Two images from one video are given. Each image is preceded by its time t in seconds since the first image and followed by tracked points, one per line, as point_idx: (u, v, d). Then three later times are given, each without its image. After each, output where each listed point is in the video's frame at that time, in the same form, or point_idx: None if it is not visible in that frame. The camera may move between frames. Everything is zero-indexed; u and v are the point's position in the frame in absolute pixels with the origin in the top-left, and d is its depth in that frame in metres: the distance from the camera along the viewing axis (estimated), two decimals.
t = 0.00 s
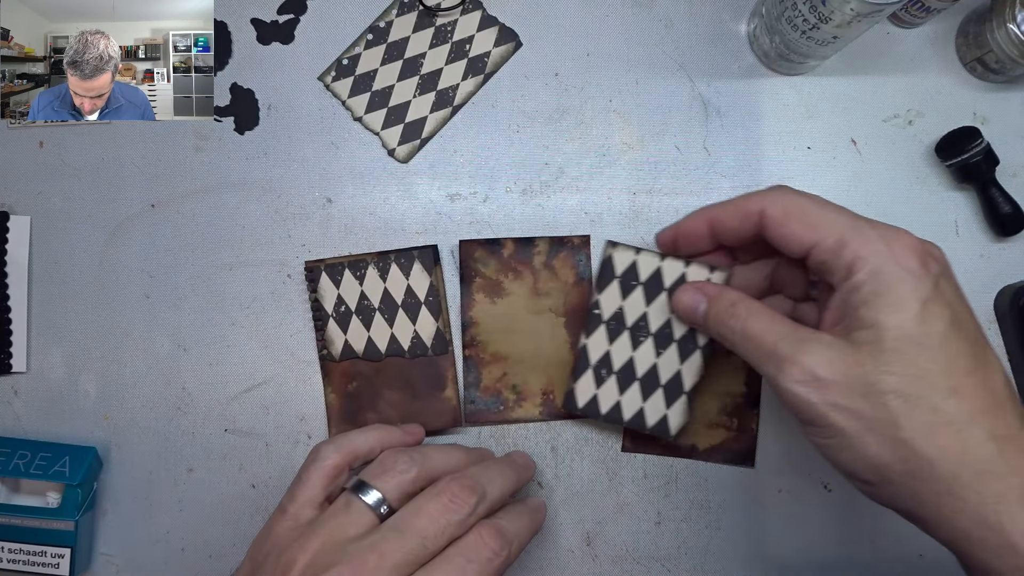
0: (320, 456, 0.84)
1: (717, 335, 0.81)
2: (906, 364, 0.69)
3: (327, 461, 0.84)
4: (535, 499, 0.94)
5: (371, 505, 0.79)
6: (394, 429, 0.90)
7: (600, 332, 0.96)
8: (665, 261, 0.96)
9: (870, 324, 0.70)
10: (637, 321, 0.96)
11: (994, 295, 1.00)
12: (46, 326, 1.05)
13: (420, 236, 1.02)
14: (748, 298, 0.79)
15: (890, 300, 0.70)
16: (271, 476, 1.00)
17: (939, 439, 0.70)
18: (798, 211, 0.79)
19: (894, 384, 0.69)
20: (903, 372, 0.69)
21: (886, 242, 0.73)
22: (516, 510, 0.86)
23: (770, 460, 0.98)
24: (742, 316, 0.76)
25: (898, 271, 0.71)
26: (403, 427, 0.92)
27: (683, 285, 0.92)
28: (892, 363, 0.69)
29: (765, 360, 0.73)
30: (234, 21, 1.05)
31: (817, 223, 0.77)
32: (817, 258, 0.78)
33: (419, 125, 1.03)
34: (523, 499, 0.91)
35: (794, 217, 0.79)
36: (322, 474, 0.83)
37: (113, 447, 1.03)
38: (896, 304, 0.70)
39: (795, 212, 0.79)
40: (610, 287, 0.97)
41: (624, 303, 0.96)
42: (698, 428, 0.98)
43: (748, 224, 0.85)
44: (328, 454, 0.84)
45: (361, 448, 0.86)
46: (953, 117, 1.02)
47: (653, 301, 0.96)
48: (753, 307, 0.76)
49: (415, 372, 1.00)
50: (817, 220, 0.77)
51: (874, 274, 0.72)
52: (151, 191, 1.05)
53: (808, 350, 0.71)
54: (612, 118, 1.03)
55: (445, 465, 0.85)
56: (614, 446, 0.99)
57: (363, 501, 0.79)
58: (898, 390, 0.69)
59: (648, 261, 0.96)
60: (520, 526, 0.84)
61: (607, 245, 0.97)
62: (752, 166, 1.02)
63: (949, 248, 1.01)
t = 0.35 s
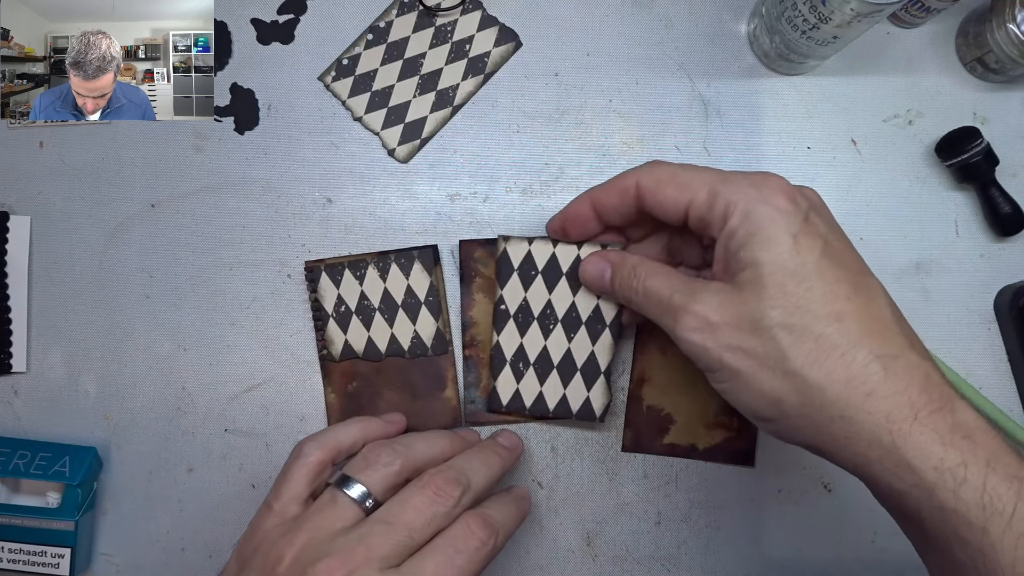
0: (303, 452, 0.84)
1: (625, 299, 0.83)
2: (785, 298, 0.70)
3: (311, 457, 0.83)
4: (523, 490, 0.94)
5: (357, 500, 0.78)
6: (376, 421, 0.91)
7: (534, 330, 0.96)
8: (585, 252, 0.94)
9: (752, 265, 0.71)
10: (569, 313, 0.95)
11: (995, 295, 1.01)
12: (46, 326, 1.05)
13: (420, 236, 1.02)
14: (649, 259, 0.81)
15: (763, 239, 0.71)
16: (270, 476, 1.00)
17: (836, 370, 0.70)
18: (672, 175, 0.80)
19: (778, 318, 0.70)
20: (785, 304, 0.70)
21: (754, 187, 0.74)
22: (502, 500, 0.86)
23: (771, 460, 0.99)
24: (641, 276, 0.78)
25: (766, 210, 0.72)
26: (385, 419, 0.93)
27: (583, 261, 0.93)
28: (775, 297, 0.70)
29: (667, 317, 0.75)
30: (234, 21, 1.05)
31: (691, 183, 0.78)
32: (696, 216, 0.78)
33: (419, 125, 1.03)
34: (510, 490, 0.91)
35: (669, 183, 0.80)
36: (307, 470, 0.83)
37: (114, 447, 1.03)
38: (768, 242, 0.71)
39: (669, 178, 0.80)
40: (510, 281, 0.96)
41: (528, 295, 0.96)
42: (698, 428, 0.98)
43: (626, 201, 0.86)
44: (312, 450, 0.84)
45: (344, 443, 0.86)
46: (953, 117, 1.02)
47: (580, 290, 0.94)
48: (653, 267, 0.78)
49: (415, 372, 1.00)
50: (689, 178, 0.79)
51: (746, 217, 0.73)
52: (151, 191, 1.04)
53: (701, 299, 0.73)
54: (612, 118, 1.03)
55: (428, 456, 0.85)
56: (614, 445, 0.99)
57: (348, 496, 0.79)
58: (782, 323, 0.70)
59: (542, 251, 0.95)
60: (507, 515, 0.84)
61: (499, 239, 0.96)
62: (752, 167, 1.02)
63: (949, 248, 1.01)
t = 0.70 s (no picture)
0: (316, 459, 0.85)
1: (692, 292, 0.81)
2: (872, 292, 0.68)
3: (325, 468, 0.83)
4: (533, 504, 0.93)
5: (367, 510, 0.79)
6: (389, 433, 0.90)
7: (587, 325, 0.94)
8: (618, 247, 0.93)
9: (831, 257, 0.69)
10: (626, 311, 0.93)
11: (995, 295, 1.01)
12: (45, 326, 1.05)
13: (419, 236, 1.02)
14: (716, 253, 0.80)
15: (842, 230, 0.69)
16: (271, 476, 1.00)
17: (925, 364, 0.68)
18: (739, 169, 0.79)
19: (863, 313, 0.68)
20: (872, 298, 0.68)
21: (829, 178, 0.73)
22: (511, 517, 0.86)
23: (770, 460, 0.99)
24: (709, 271, 0.77)
25: (844, 201, 0.70)
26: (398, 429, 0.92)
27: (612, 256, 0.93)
28: (851, 290, 0.68)
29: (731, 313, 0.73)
30: (234, 21, 1.05)
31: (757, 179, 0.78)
32: (768, 209, 0.77)
33: (419, 125, 1.03)
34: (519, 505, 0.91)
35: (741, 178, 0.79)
36: (320, 481, 0.83)
37: (114, 447, 1.03)
38: (848, 232, 0.69)
39: (740, 174, 0.79)
40: (568, 276, 0.94)
41: (585, 291, 0.94)
42: (699, 427, 0.98)
43: (692, 194, 0.86)
44: (327, 460, 0.84)
45: (358, 454, 0.85)
46: (953, 118, 1.02)
47: (638, 289, 0.93)
48: (720, 259, 0.77)
49: (415, 372, 1.00)
50: (757, 174, 0.78)
51: (822, 208, 0.71)
52: (151, 191, 1.04)
53: (773, 294, 0.71)
54: (612, 118, 1.03)
55: (440, 469, 0.84)
56: (613, 445, 0.99)
57: (359, 507, 0.79)
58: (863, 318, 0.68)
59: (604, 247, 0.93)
60: (517, 532, 0.83)
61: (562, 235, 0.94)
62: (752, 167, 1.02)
63: (950, 248, 1.01)
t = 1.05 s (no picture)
0: (440, 472, 0.87)
1: (793, 341, 0.82)
2: (970, 353, 0.68)
3: (443, 477, 0.86)
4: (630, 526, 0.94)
5: (481, 527, 0.80)
6: (508, 451, 0.91)
7: (670, 360, 0.98)
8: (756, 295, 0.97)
9: (943, 317, 0.70)
10: (705, 347, 0.97)
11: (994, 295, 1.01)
12: (45, 326, 1.05)
13: (419, 236, 1.02)
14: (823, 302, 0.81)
15: (957, 290, 0.70)
16: (271, 476, 1.00)
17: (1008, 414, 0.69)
18: (866, 216, 0.79)
19: (973, 374, 0.68)
20: (979, 359, 0.68)
21: (950, 234, 0.73)
22: (611, 545, 0.88)
23: (771, 461, 0.99)
24: (812, 319, 0.77)
25: (964, 261, 0.71)
26: (514, 447, 0.92)
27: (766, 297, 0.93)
28: (974, 352, 0.68)
29: (835, 358, 0.74)
30: (234, 21, 1.05)
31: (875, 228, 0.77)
32: (884, 259, 0.77)
33: (419, 125, 1.03)
34: (616, 526, 0.92)
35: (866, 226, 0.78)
36: (437, 488, 0.86)
37: (114, 447, 1.03)
38: (964, 293, 0.69)
39: (870, 223, 0.78)
40: (678, 315, 0.98)
41: (692, 330, 0.98)
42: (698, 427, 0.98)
43: (808, 240, 0.85)
44: (446, 470, 0.87)
45: (474, 468, 0.88)
46: (953, 117, 1.02)
47: (720, 328, 0.97)
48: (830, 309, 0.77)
49: (415, 372, 1.00)
50: (884, 224, 0.77)
51: (940, 266, 0.71)
52: (151, 191, 1.04)
53: (879, 347, 0.71)
54: (612, 118, 1.03)
55: (555, 490, 0.86)
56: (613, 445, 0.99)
57: (476, 523, 0.80)
58: (979, 379, 0.68)
59: (741, 294, 0.97)
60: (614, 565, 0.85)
61: (670, 280, 0.99)
62: (752, 166, 1.02)
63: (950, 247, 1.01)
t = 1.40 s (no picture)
0: (508, 478, 0.90)
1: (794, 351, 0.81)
2: (972, 380, 0.69)
3: (513, 485, 0.89)
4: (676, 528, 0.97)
5: (548, 528, 0.84)
6: (570, 461, 0.94)
7: (678, 364, 0.98)
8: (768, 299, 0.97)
9: (947, 341, 0.70)
10: (716, 351, 0.97)
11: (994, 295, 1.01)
12: (45, 326, 1.05)
13: (420, 236, 1.02)
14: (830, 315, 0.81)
15: (964, 314, 0.70)
16: (271, 476, 1.00)
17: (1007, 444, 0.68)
18: (882, 229, 0.79)
19: (973, 401, 0.68)
20: (980, 387, 0.69)
21: (961, 257, 0.73)
22: (664, 545, 0.92)
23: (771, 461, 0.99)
24: (815, 331, 0.77)
25: (971, 287, 0.71)
26: (573, 457, 0.95)
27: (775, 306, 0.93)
28: (976, 379, 0.69)
29: (835, 376, 0.74)
30: (234, 21, 1.05)
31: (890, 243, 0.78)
32: (893, 275, 0.78)
33: (419, 125, 1.03)
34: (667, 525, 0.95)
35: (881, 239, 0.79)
36: (508, 496, 0.89)
37: (114, 447, 1.03)
38: (970, 319, 0.70)
39: (884, 236, 0.78)
40: (690, 320, 0.98)
41: (704, 335, 0.98)
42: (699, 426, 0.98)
43: (823, 245, 0.86)
44: (517, 480, 0.90)
45: (543, 478, 0.91)
46: (953, 117, 1.02)
47: (732, 331, 0.97)
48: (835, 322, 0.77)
49: (415, 373, 1.00)
50: (898, 240, 0.77)
51: (948, 289, 0.72)
52: (151, 191, 1.04)
53: (881, 368, 0.71)
54: (612, 118, 1.03)
55: (618, 496, 0.89)
56: (614, 444, 0.99)
57: (543, 523, 0.84)
58: (977, 407, 0.68)
59: (752, 301, 0.97)
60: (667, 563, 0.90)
61: (687, 280, 0.99)
62: (752, 166, 1.02)
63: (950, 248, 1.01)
